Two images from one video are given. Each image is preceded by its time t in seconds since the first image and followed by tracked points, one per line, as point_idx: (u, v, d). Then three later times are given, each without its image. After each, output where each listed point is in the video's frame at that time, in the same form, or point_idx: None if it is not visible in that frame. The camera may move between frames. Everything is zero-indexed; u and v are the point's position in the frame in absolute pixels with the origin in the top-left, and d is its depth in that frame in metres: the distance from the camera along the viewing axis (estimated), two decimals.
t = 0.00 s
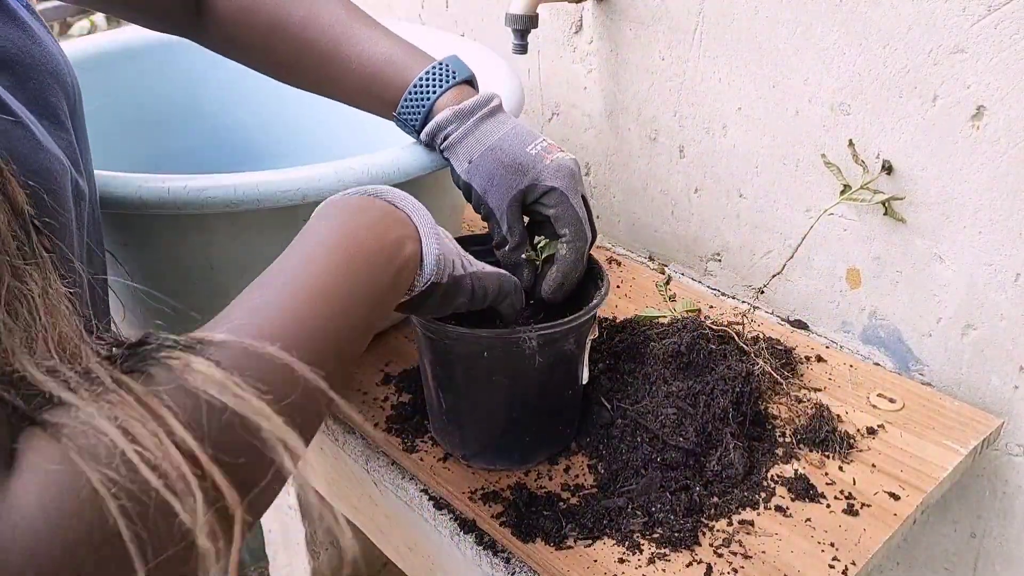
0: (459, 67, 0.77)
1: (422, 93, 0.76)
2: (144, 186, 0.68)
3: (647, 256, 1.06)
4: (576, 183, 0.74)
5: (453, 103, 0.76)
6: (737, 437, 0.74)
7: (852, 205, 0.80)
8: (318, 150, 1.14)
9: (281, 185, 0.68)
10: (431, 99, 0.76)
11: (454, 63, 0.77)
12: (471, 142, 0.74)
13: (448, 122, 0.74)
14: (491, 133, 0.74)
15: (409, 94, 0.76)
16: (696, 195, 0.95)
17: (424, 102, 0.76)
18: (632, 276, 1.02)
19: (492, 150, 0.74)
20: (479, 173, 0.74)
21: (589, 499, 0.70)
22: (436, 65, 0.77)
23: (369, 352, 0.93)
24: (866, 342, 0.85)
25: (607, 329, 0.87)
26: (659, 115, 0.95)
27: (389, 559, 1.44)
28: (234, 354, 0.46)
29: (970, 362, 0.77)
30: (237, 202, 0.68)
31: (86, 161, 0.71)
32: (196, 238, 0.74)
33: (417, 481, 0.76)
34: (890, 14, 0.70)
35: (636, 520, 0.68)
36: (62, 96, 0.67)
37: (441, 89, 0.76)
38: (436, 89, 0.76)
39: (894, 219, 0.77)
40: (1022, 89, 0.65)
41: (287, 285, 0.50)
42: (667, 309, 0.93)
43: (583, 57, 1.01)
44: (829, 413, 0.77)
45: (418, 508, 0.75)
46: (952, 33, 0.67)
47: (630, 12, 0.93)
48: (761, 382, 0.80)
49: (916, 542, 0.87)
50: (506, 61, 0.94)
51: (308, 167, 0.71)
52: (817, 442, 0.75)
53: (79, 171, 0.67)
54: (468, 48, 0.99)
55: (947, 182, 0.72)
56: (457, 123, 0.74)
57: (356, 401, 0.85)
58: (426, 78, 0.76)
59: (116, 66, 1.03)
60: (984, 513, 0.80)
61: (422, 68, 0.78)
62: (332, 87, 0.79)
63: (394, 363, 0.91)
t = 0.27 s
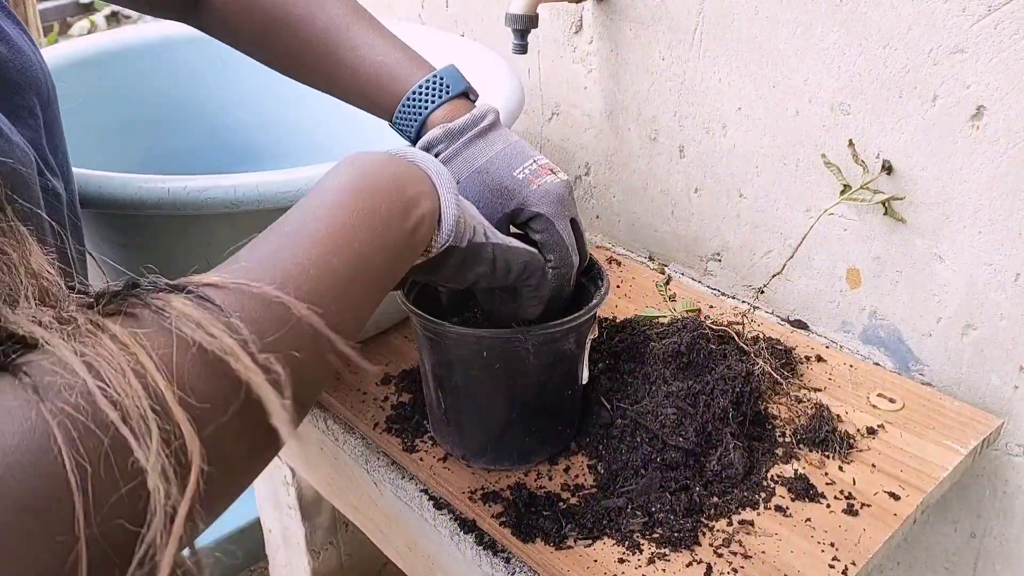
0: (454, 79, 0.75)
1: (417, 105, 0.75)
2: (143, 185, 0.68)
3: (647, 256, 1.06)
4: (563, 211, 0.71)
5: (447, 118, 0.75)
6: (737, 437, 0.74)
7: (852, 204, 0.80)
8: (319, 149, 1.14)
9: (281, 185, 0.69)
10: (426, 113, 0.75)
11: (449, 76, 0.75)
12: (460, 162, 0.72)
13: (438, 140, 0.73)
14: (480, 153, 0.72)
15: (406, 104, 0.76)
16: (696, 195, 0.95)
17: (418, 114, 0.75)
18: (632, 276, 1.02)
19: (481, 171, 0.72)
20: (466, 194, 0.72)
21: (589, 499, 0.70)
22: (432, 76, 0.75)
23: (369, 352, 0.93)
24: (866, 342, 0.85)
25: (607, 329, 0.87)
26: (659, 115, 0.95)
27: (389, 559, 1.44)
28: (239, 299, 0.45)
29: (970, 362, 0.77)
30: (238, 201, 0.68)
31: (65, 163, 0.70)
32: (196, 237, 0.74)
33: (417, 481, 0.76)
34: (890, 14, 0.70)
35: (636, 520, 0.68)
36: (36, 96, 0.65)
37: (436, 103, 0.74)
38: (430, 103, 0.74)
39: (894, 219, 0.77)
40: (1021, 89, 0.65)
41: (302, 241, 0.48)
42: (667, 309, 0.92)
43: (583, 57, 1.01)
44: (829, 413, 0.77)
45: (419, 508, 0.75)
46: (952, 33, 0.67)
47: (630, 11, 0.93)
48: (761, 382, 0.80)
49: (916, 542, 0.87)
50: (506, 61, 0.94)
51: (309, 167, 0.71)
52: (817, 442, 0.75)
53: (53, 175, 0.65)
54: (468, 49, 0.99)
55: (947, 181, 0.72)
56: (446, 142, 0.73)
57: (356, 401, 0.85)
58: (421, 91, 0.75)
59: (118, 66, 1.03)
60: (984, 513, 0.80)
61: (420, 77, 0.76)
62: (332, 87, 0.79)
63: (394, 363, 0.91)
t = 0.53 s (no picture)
0: (457, 79, 0.76)
1: (422, 104, 0.75)
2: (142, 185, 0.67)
3: (647, 256, 1.06)
4: (572, 206, 0.73)
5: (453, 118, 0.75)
6: (737, 437, 0.74)
7: (852, 205, 0.80)
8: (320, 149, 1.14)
9: (281, 185, 0.68)
10: (431, 112, 0.75)
11: (451, 76, 0.76)
12: (467, 163, 0.74)
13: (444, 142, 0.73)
14: (487, 153, 0.73)
15: (409, 105, 0.76)
16: (697, 195, 0.95)
17: (425, 114, 0.75)
18: (632, 276, 1.02)
19: (489, 170, 0.73)
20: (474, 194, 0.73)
21: (589, 499, 0.70)
22: (434, 77, 0.76)
23: (369, 352, 0.93)
24: (866, 342, 0.85)
25: (608, 329, 0.87)
26: (659, 115, 0.95)
27: (390, 559, 1.44)
28: None
29: (970, 362, 0.77)
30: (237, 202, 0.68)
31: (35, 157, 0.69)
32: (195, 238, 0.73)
33: (417, 481, 0.76)
34: (890, 14, 0.70)
35: (636, 520, 0.68)
36: None
37: (441, 103, 0.75)
38: (436, 102, 0.75)
39: (894, 219, 0.77)
40: (1021, 89, 0.65)
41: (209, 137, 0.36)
42: (667, 309, 0.92)
43: (583, 57, 1.01)
44: (829, 413, 0.77)
45: (419, 508, 0.75)
46: (952, 33, 0.67)
47: (630, 11, 0.93)
48: (761, 382, 0.80)
49: (916, 542, 0.87)
50: (505, 61, 0.94)
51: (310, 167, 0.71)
52: (817, 442, 0.75)
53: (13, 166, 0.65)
54: (468, 49, 0.99)
55: (947, 182, 0.72)
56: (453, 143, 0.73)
57: (356, 402, 0.85)
58: (426, 90, 0.75)
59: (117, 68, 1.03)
60: (984, 513, 0.80)
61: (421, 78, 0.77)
62: (332, 87, 0.79)
63: (394, 363, 0.91)
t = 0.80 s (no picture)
0: (463, 77, 0.76)
1: (428, 103, 0.75)
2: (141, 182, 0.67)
3: (647, 256, 1.06)
4: (581, 203, 0.73)
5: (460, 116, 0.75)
6: (737, 437, 0.73)
7: (852, 205, 0.80)
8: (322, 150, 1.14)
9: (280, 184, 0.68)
10: (438, 110, 0.74)
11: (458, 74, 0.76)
12: (478, 158, 0.73)
13: (454, 137, 0.73)
14: (498, 149, 0.73)
15: (413, 104, 0.75)
16: (697, 195, 0.95)
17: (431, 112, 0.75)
18: (632, 276, 1.02)
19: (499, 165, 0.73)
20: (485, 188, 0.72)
21: (589, 499, 0.70)
22: (440, 76, 0.75)
23: (369, 353, 0.93)
24: (866, 342, 0.85)
25: (608, 329, 0.87)
26: (659, 115, 0.95)
27: (390, 559, 1.45)
28: None
29: (970, 362, 0.77)
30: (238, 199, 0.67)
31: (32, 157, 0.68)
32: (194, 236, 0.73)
33: (417, 481, 0.76)
34: (890, 14, 0.70)
35: (636, 520, 0.67)
36: None
37: (448, 101, 0.75)
38: (443, 101, 0.74)
39: (894, 219, 0.77)
40: (1021, 89, 0.65)
41: (59, 139, 0.46)
42: (667, 309, 0.92)
43: (583, 57, 1.01)
44: (829, 413, 0.77)
45: (419, 508, 0.74)
46: (952, 33, 0.67)
47: (630, 11, 0.93)
48: (761, 381, 0.80)
49: (916, 542, 0.87)
50: (506, 61, 0.94)
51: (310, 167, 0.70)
52: (817, 442, 0.75)
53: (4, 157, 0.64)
54: (468, 49, 0.99)
55: (946, 182, 0.72)
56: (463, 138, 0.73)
57: (356, 402, 0.85)
58: (432, 88, 0.75)
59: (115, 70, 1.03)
60: (984, 512, 0.80)
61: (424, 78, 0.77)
62: (331, 88, 0.79)
63: (394, 363, 0.91)
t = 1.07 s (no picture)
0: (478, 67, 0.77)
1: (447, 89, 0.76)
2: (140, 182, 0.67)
3: (647, 256, 1.06)
4: (592, 190, 0.74)
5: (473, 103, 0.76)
6: (737, 437, 0.74)
7: (852, 205, 0.80)
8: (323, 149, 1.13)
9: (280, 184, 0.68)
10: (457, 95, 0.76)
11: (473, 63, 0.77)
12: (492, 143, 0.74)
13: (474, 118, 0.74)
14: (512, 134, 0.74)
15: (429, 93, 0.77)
16: (697, 195, 0.95)
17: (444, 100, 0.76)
18: (632, 276, 1.02)
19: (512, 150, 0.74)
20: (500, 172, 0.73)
21: (589, 499, 0.70)
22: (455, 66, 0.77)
23: (369, 353, 0.93)
24: (866, 342, 0.85)
25: (608, 329, 0.87)
26: (659, 115, 0.95)
27: (390, 559, 1.45)
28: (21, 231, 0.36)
29: (970, 362, 0.77)
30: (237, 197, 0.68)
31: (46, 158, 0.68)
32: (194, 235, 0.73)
33: (417, 481, 0.75)
34: (890, 13, 0.70)
35: (636, 520, 0.67)
36: None
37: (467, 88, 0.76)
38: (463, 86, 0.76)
39: (894, 219, 0.77)
40: (1021, 89, 0.65)
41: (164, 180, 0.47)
42: (667, 309, 0.92)
43: (583, 57, 1.01)
44: (829, 413, 0.77)
45: (418, 507, 0.74)
46: (952, 33, 0.67)
47: (630, 11, 0.93)
48: (761, 382, 0.81)
49: (917, 542, 0.87)
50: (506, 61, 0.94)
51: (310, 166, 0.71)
52: (817, 442, 0.75)
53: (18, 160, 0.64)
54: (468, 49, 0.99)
55: (946, 182, 0.72)
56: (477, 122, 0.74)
57: (356, 402, 0.85)
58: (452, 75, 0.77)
59: (117, 68, 1.03)
60: (984, 513, 0.80)
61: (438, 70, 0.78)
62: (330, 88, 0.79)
63: (395, 363, 0.91)
